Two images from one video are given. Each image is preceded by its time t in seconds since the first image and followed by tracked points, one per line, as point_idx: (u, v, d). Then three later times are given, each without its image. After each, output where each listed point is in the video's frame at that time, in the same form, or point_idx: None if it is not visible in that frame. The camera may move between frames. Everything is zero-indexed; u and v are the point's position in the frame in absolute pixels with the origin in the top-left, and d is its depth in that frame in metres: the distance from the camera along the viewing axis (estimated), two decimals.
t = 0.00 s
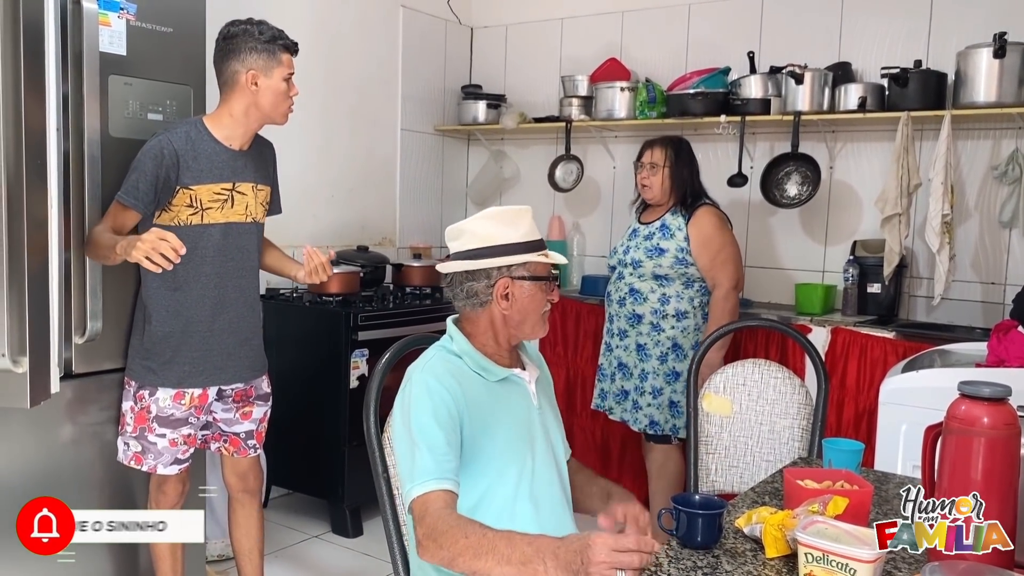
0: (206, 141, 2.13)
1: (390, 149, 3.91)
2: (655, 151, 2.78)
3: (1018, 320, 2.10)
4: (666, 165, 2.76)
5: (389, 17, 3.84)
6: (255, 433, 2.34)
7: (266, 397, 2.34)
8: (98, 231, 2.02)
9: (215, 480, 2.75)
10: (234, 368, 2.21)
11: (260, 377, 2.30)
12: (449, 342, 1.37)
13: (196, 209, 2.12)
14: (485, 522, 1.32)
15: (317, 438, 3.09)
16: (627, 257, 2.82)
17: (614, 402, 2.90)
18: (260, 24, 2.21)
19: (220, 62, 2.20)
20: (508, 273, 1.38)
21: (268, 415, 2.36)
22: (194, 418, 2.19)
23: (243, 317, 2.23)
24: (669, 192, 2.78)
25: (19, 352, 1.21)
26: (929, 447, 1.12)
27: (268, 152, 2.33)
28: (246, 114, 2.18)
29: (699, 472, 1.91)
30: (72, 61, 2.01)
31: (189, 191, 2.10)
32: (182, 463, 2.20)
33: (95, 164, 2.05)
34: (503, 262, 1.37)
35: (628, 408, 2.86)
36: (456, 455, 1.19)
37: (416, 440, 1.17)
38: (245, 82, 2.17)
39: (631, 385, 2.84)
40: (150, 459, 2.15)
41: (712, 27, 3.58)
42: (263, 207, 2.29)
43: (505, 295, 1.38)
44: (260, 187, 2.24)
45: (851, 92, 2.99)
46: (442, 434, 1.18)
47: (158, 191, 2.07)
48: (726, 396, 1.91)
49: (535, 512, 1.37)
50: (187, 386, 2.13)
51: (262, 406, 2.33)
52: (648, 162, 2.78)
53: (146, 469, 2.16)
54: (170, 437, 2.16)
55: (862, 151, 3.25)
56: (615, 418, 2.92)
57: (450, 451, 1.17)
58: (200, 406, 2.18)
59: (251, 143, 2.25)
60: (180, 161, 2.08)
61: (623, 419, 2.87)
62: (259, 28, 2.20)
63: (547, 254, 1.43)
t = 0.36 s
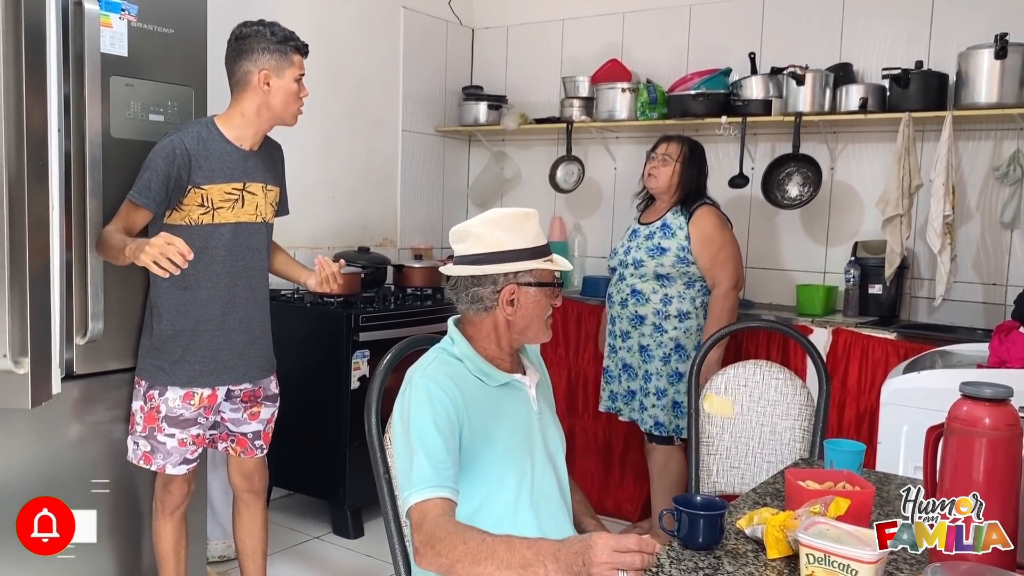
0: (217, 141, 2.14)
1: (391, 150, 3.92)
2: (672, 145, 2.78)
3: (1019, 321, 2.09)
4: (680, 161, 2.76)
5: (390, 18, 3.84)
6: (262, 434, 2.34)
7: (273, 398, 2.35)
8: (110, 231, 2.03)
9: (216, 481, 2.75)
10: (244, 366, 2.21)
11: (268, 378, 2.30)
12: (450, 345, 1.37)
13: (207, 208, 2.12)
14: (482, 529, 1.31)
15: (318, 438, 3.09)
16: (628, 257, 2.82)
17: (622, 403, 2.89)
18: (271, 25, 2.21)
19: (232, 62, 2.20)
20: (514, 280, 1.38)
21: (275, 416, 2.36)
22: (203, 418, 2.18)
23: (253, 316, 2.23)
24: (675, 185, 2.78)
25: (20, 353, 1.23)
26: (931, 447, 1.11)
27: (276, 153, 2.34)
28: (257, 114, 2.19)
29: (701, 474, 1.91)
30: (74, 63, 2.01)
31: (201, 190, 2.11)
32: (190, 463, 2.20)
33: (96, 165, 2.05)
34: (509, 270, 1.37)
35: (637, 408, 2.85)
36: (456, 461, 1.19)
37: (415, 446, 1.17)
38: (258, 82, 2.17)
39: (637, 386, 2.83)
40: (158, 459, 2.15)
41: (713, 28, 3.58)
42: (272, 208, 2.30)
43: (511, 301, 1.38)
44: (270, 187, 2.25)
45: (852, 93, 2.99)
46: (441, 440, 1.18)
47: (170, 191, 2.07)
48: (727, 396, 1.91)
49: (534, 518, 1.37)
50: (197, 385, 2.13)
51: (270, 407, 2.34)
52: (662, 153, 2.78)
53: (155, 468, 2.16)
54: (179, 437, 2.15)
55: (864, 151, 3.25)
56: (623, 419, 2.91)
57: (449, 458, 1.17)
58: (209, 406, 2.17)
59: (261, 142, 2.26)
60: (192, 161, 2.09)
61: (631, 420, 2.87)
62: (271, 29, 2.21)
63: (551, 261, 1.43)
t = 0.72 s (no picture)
0: (239, 141, 2.15)
1: (392, 152, 3.92)
2: (660, 152, 2.78)
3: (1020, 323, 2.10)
4: (672, 167, 2.77)
5: (391, 20, 3.84)
6: (276, 438, 2.34)
7: (288, 402, 2.35)
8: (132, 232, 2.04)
9: (218, 482, 2.75)
10: (267, 364, 2.23)
11: (284, 382, 2.30)
12: (449, 347, 1.37)
13: (228, 208, 2.13)
14: (482, 531, 1.31)
15: (319, 440, 3.09)
16: (628, 256, 2.82)
17: (615, 402, 2.89)
18: (289, 27, 2.23)
19: (251, 64, 2.22)
20: (514, 282, 1.38)
21: (289, 420, 2.36)
22: (218, 420, 2.19)
23: (274, 316, 2.24)
24: (671, 196, 2.80)
25: (21, 355, 1.29)
26: (931, 450, 1.11)
27: (298, 154, 2.36)
28: (277, 115, 2.21)
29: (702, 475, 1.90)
30: (75, 65, 2.02)
31: (222, 189, 2.12)
32: (204, 465, 2.21)
33: (97, 167, 2.05)
34: (510, 272, 1.37)
35: (630, 407, 2.85)
36: (455, 464, 1.19)
37: (415, 449, 1.17)
38: (277, 83, 2.19)
39: (631, 384, 2.84)
40: (173, 459, 2.16)
41: (714, 30, 3.58)
42: (291, 209, 2.31)
43: (510, 304, 1.38)
44: (289, 188, 2.26)
45: (853, 95, 2.99)
46: (441, 443, 1.18)
47: (191, 190, 2.08)
48: (728, 398, 1.91)
49: (534, 519, 1.37)
50: (215, 384, 2.14)
51: (285, 411, 2.34)
52: (653, 163, 2.79)
53: (170, 469, 2.16)
54: (194, 438, 2.17)
55: (864, 153, 3.25)
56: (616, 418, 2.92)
57: (449, 460, 1.17)
58: (224, 408, 2.19)
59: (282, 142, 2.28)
60: (212, 161, 2.11)
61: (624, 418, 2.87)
62: (289, 31, 2.23)
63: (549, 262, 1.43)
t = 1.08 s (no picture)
0: (258, 144, 2.18)
1: (392, 153, 3.92)
2: (649, 155, 2.80)
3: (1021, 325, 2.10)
4: (659, 168, 2.78)
5: (391, 22, 3.85)
6: (291, 442, 2.35)
7: (305, 406, 2.34)
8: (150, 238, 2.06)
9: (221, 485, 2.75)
10: (289, 366, 2.24)
11: (300, 385, 2.30)
12: (447, 349, 1.37)
13: (247, 210, 2.15)
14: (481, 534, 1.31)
15: (320, 442, 3.09)
16: (626, 257, 2.82)
17: (609, 402, 2.89)
18: (306, 31, 2.25)
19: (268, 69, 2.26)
20: (490, 284, 1.38)
21: (305, 423, 2.37)
22: (236, 422, 2.20)
23: (292, 318, 2.25)
24: (661, 195, 2.79)
25: (21, 357, 1.29)
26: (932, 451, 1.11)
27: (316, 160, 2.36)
28: (290, 118, 2.22)
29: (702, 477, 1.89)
30: (75, 67, 2.02)
31: (241, 192, 2.14)
32: (222, 468, 2.22)
33: (98, 170, 2.05)
34: (487, 274, 1.38)
35: (623, 407, 2.85)
36: (451, 465, 1.19)
37: (411, 450, 1.17)
38: (288, 86, 2.21)
39: (626, 385, 2.83)
40: (192, 462, 2.17)
41: (714, 31, 3.59)
42: (309, 212, 2.31)
43: (490, 306, 1.38)
44: (307, 191, 2.28)
45: (853, 97, 2.99)
46: (436, 444, 1.18)
47: (211, 193, 2.10)
48: (729, 400, 1.90)
49: (534, 522, 1.37)
50: (243, 384, 2.16)
51: (301, 415, 2.34)
52: (644, 165, 2.80)
53: (189, 471, 2.17)
54: (213, 440, 2.18)
55: (865, 155, 3.25)
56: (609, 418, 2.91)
57: (445, 461, 1.17)
58: (243, 411, 2.19)
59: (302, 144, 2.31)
60: (231, 164, 2.13)
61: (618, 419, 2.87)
62: (305, 34, 2.24)
63: (542, 272, 1.40)
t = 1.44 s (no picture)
0: (269, 147, 2.18)
1: (393, 156, 3.92)
2: (648, 156, 2.80)
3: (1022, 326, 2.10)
4: (660, 169, 2.77)
5: (392, 24, 3.85)
6: (297, 445, 2.33)
7: (312, 410, 2.34)
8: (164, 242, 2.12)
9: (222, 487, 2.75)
10: (291, 370, 2.23)
11: (307, 388, 2.29)
12: (450, 352, 1.38)
13: (254, 211, 2.16)
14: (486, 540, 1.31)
15: (321, 444, 3.09)
16: (625, 258, 2.83)
17: (618, 404, 2.88)
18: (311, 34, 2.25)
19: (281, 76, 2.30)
20: (478, 285, 1.38)
21: (312, 427, 2.36)
22: (239, 424, 2.20)
23: (296, 322, 2.24)
24: (660, 196, 2.79)
25: (22, 359, 1.29)
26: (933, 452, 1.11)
27: (330, 165, 2.35)
28: (287, 119, 2.21)
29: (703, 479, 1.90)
30: (75, 70, 2.02)
31: (247, 194, 2.15)
32: (225, 469, 2.22)
33: (99, 172, 2.05)
34: (477, 274, 1.37)
35: (633, 407, 2.84)
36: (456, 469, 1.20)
37: (416, 453, 1.18)
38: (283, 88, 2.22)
39: (633, 385, 2.82)
40: (195, 463, 2.17)
41: (714, 34, 3.59)
42: (322, 217, 2.31)
43: (478, 308, 1.38)
44: (318, 196, 2.26)
45: (853, 98, 2.99)
46: (441, 447, 1.19)
47: (219, 194, 2.12)
48: (730, 402, 1.91)
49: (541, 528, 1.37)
50: (249, 387, 2.16)
51: (307, 419, 2.33)
52: (643, 167, 2.81)
53: (191, 472, 2.18)
54: (215, 441, 2.18)
55: (865, 156, 3.25)
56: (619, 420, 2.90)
57: (450, 465, 1.18)
58: (246, 413, 2.19)
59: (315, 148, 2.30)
60: (238, 165, 2.14)
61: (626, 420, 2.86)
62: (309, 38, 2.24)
63: (535, 281, 1.37)
